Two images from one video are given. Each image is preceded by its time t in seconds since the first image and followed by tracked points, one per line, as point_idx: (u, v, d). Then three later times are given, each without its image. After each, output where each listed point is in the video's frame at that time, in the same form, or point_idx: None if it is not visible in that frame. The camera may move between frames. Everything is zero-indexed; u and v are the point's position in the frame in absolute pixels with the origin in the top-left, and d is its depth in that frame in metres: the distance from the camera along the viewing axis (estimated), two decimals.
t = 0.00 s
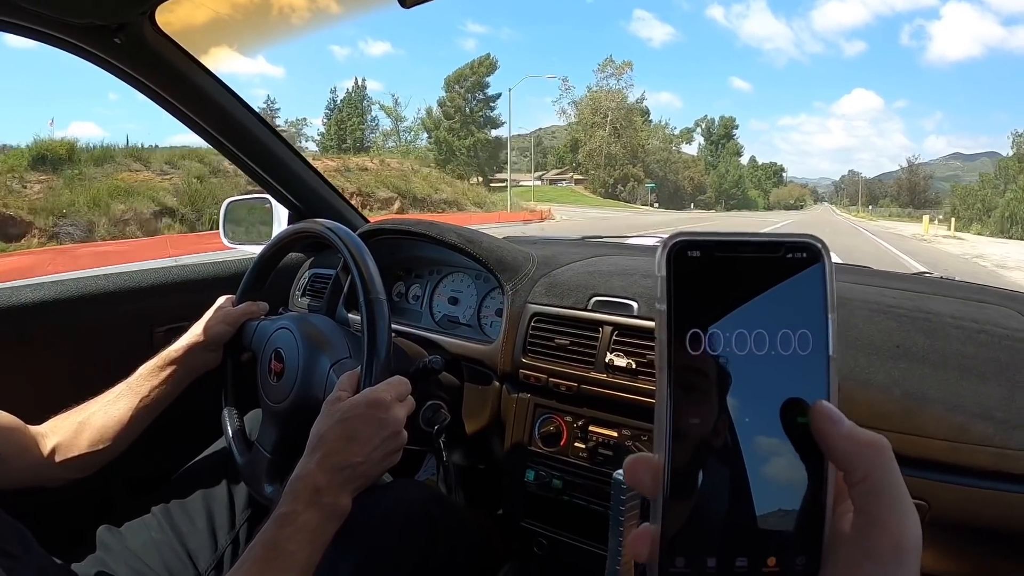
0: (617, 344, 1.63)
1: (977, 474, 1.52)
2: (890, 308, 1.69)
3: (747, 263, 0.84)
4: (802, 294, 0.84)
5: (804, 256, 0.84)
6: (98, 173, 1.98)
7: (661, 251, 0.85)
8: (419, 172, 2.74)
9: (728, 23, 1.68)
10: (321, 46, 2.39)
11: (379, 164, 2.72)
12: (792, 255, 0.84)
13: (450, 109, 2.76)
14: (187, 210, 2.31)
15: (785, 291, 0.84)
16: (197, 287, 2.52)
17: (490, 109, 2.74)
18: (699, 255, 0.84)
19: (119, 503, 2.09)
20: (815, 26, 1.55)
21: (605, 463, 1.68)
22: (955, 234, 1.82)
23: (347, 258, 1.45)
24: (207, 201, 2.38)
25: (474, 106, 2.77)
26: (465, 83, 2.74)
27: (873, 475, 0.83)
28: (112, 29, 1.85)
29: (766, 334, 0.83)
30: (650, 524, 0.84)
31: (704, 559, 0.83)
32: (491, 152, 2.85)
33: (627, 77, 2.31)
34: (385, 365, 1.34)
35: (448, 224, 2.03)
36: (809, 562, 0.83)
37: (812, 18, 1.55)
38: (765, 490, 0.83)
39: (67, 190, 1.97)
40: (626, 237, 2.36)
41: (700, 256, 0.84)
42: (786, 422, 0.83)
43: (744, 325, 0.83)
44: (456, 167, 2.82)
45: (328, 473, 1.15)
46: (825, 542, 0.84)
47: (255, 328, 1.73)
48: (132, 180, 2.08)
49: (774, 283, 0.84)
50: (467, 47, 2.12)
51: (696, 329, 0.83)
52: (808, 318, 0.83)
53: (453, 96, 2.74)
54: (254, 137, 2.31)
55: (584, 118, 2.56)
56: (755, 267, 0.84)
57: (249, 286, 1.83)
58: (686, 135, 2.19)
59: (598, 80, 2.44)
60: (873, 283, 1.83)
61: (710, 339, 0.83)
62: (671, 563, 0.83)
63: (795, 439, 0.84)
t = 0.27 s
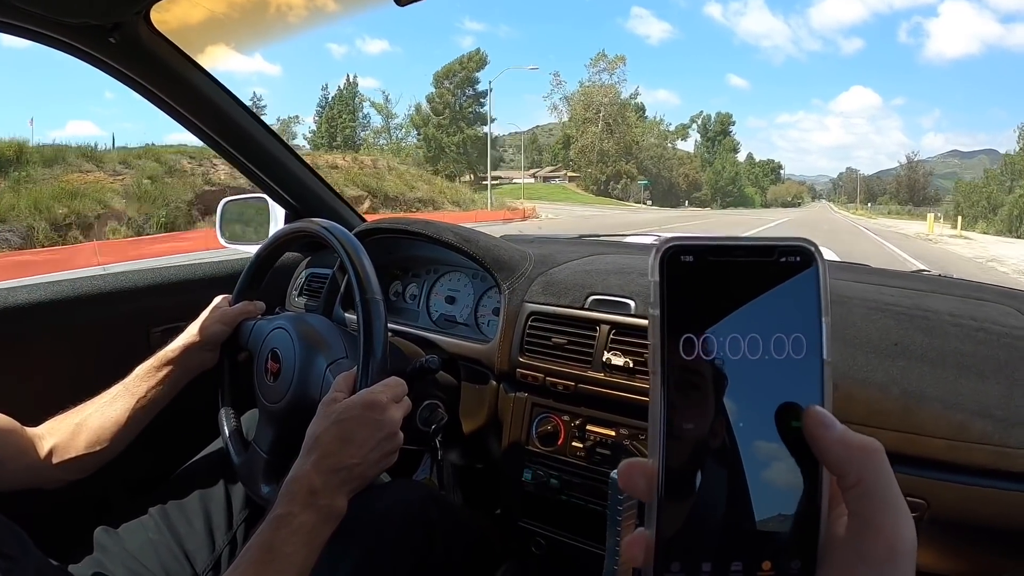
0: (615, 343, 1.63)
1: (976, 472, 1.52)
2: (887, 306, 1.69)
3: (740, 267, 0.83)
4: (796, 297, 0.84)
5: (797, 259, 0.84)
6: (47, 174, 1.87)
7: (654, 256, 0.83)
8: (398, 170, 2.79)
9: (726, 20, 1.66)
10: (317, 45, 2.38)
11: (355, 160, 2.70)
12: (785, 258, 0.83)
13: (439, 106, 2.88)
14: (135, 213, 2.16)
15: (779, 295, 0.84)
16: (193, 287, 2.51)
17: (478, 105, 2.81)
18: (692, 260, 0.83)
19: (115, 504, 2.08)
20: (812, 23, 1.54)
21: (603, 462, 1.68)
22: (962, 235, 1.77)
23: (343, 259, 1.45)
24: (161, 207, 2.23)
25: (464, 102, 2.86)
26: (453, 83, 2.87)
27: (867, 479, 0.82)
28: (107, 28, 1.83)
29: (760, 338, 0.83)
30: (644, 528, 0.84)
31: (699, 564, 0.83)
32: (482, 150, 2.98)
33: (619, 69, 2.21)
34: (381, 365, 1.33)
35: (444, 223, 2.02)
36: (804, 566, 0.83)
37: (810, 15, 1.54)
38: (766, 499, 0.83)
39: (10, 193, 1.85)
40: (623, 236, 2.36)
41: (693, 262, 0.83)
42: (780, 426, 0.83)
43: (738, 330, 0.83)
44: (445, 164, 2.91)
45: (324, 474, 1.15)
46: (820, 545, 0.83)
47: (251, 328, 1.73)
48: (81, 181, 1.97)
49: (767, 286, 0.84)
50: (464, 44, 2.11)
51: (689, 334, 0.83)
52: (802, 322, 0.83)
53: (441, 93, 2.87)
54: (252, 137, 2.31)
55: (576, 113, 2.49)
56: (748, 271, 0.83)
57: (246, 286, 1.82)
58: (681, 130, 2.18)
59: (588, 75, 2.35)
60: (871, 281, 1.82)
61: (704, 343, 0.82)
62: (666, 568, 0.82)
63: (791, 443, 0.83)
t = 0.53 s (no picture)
0: (614, 341, 1.63)
1: (974, 470, 1.52)
2: (886, 305, 1.69)
3: (741, 261, 0.84)
4: (797, 291, 0.84)
5: (798, 253, 0.84)
6: None
7: (655, 249, 0.84)
8: (372, 169, 2.80)
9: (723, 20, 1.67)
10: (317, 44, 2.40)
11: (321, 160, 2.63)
12: (785, 252, 0.84)
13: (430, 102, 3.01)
14: (79, 217, 2.00)
15: (779, 289, 0.84)
16: (192, 287, 2.51)
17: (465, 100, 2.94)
18: (693, 254, 0.84)
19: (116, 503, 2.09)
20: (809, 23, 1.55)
21: (602, 461, 1.68)
22: (969, 235, 1.78)
23: (343, 257, 1.45)
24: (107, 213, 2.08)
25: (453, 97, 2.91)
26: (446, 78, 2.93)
27: (868, 472, 0.83)
28: (106, 28, 1.83)
29: (760, 331, 0.83)
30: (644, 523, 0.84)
31: (699, 557, 0.83)
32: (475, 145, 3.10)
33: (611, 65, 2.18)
34: (381, 362, 1.34)
35: (444, 222, 2.03)
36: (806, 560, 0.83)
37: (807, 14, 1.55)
38: (765, 490, 0.83)
39: None
40: (623, 234, 2.37)
41: (694, 255, 0.84)
42: (781, 419, 0.83)
43: (738, 323, 0.83)
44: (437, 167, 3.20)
45: (325, 474, 1.15)
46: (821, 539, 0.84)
47: (251, 327, 1.73)
48: (25, 184, 1.84)
49: (768, 281, 0.84)
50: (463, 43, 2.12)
51: (690, 327, 0.83)
52: (802, 315, 0.84)
53: (432, 90, 3.02)
54: (253, 137, 2.31)
55: (569, 109, 2.47)
56: (749, 265, 0.84)
57: (245, 285, 1.82)
58: (678, 128, 2.19)
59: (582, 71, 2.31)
60: (870, 279, 1.83)
61: (705, 337, 0.83)
62: (666, 562, 0.83)
63: (792, 437, 0.83)
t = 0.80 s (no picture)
0: (615, 339, 1.62)
1: (978, 468, 1.51)
2: (889, 302, 1.68)
3: (746, 260, 0.83)
4: (802, 290, 0.83)
5: (804, 252, 0.83)
6: None
7: (659, 248, 0.83)
8: (346, 166, 2.59)
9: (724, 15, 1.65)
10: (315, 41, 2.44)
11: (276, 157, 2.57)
12: (792, 250, 0.83)
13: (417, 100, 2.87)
14: (23, 220, 1.91)
15: (785, 287, 0.83)
16: (190, 285, 2.49)
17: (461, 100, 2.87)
18: (697, 252, 0.83)
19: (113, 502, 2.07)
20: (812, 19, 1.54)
21: (604, 460, 1.67)
22: (981, 235, 1.72)
23: (342, 256, 1.44)
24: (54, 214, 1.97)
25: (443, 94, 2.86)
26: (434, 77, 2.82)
27: (878, 474, 0.82)
28: (103, 24, 1.81)
29: (766, 331, 0.82)
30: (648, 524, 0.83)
31: (704, 561, 0.82)
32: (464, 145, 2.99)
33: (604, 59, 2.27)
34: (381, 360, 1.32)
35: (443, 219, 2.01)
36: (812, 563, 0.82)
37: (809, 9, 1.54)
38: (764, 494, 0.82)
39: None
40: (623, 232, 2.36)
41: (698, 254, 0.83)
42: (787, 421, 0.82)
43: (743, 323, 0.82)
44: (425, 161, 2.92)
45: (324, 472, 1.14)
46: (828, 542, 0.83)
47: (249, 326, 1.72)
48: None
49: (773, 280, 0.83)
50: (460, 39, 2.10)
51: (694, 327, 0.82)
52: (808, 315, 0.83)
53: (422, 86, 2.82)
54: (252, 136, 2.29)
55: (562, 105, 2.53)
56: (753, 263, 0.83)
57: (243, 283, 1.81)
58: (675, 124, 2.18)
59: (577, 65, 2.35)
60: (872, 277, 1.82)
61: (709, 337, 0.82)
62: (671, 566, 0.82)
63: (798, 438, 0.83)
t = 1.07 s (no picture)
0: (611, 335, 1.62)
1: (978, 465, 1.51)
2: (886, 297, 1.67)
3: (748, 250, 0.83)
4: (804, 281, 0.83)
5: (806, 242, 0.83)
6: None
7: (661, 238, 0.83)
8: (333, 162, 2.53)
9: (720, 12, 1.64)
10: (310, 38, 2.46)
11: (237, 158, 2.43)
12: (794, 241, 0.83)
13: (405, 96, 2.93)
14: None
15: (787, 279, 0.83)
16: (187, 283, 2.48)
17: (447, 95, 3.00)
18: (699, 242, 0.82)
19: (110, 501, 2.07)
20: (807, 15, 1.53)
21: (601, 456, 1.67)
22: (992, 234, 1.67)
23: (336, 253, 1.43)
24: None
25: (432, 91, 2.97)
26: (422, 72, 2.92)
27: (883, 466, 0.81)
28: (97, 22, 1.79)
29: (768, 321, 0.82)
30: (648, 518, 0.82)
31: (704, 555, 0.81)
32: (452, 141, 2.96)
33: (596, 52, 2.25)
34: (376, 356, 1.32)
35: (439, 215, 2.01)
36: (813, 556, 0.81)
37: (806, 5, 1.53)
38: (760, 495, 0.82)
39: None
40: (620, 229, 2.36)
41: (700, 244, 0.83)
42: (791, 413, 0.82)
43: (745, 314, 0.82)
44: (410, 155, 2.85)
45: (319, 468, 1.13)
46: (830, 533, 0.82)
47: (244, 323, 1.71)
48: None
49: (775, 270, 0.82)
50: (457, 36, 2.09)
51: (696, 317, 0.81)
52: (810, 306, 0.82)
53: (409, 82, 2.91)
54: (250, 134, 2.29)
55: (554, 99, 2.54)
56: (755, 254, 0.82)
57: (237, 283, 1.81)
58: (670, 119, 2.17)
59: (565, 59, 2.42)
60: (870, 272, 1.81)
61: (711, 328, 0.81)
62: (671, 558, 0.81)
63: (802, 429, 0.82)
